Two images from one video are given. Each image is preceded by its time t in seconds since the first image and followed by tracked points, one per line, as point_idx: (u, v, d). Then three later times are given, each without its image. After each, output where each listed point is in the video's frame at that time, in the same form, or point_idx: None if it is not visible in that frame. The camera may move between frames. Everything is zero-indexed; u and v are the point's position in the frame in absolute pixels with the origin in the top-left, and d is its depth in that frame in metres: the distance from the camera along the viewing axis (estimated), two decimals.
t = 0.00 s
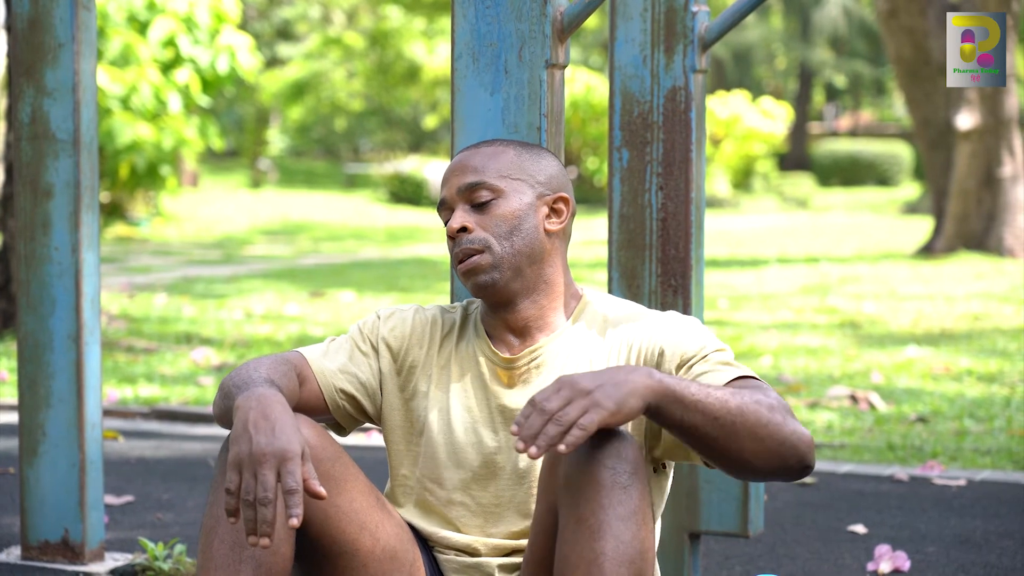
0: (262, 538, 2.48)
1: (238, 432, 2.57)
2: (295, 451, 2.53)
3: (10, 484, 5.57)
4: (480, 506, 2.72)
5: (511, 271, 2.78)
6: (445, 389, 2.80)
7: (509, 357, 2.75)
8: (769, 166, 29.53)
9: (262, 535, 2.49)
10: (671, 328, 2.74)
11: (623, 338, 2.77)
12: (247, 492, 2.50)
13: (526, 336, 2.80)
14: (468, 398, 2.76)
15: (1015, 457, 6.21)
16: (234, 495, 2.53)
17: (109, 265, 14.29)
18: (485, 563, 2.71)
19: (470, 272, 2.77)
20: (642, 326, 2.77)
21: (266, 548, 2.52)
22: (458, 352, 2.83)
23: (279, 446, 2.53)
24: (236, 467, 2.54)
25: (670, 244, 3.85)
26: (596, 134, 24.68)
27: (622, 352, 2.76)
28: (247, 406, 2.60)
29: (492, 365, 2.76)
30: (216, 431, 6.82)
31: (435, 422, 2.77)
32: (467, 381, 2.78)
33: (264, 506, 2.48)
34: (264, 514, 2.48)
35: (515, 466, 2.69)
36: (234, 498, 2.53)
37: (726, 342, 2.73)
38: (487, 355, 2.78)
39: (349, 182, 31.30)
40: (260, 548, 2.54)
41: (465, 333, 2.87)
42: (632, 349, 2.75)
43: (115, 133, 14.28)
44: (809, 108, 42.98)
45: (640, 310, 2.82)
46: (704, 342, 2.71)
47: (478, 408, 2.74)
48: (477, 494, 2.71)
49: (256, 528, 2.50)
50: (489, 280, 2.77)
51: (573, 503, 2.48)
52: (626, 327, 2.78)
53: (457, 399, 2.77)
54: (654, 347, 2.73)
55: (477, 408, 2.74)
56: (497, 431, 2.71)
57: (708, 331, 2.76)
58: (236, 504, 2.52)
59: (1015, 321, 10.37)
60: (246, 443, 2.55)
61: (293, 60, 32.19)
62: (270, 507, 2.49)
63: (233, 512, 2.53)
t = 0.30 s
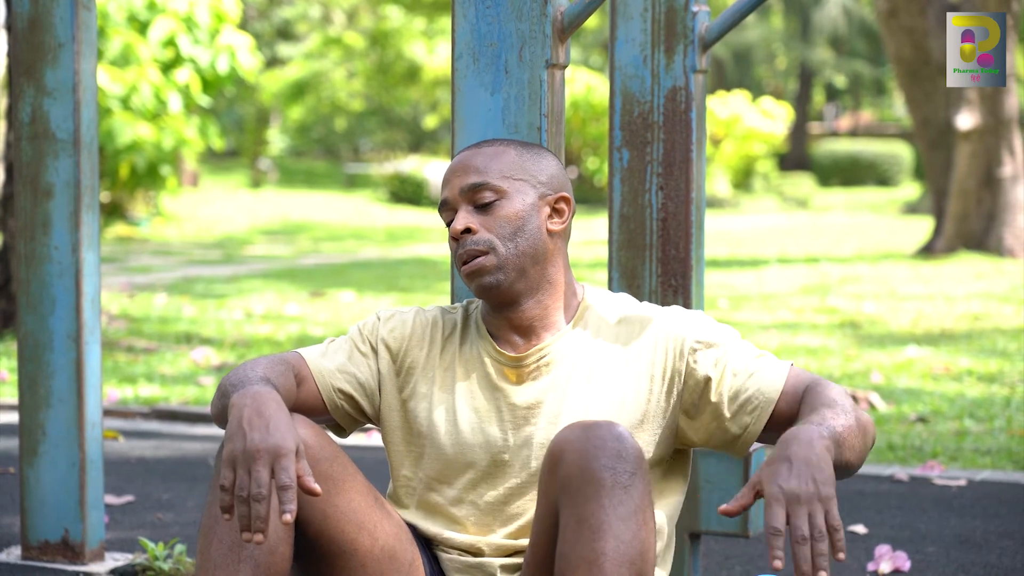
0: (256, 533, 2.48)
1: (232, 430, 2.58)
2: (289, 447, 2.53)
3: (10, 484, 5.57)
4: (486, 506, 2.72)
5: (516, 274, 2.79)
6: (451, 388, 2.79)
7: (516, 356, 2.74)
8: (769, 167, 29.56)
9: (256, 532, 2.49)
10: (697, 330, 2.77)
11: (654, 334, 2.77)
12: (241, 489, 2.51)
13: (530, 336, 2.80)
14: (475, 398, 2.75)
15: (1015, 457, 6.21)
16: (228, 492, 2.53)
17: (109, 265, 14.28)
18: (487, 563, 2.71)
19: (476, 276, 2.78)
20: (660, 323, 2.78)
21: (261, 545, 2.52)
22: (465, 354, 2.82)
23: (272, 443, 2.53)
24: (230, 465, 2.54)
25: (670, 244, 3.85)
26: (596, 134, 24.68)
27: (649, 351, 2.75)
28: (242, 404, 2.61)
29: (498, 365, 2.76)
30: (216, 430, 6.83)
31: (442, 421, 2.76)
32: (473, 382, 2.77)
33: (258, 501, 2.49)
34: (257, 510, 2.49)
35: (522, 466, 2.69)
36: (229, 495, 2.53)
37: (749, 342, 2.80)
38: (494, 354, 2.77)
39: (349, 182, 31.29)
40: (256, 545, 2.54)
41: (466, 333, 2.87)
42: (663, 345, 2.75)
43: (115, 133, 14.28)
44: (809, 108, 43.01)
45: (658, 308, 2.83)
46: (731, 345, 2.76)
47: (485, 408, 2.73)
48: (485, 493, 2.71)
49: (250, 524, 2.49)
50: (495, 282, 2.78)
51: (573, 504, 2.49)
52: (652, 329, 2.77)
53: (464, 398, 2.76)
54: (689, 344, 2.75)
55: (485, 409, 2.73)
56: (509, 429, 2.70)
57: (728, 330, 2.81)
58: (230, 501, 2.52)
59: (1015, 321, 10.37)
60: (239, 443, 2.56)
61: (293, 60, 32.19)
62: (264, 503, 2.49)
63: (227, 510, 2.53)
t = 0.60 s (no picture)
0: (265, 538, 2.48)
1: (243, 431, 2.57)
2: (299, 450, 2.53)
3: (10, 484, 5.56)
4: (492, 503, 2.73)
5: (547, 283, 2.82)
6: (459, 386, 2.80)
7: (530, 355, 2.76)
8: (769, 166, 29.59)
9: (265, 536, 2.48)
10: (706, 343, 2.81)
11: (666, 344, 2.80)
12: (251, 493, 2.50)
13: (543, 336, 2.82)
14: (485, 397, 2.76)
15: (1014, 457, 6.21)
16: (238, 494, 2.52)
17: (109, 264, 14.26)
18: (490, 562, 2.71)
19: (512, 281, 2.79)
20: (669, 334, 2.81)
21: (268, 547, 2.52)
22: (473, 351, 2.83)
23: (284, 445, 2.53)
24: (240, 466, 2.54)
25: (670, 243, 3.85)
26: (596, 134, 24.68)
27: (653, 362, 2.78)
28: (252, 405, 2.61)
29: (512, 364, 2.77)
30: (217, 430, 6.82)
31: (450, 419, 2.77)
32: (482, 382, 2.78)
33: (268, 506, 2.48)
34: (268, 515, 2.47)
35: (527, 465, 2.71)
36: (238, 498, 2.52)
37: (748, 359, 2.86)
38: (507, 353, 2.78)
39: (349, 182, 31.26)
40: (262, 546, 2.53)
41: (473, 329, 2.87)
42: (671, 355, 2.78)
43: (114, 133, 14.28)
44: (809, 108, 43.01)
45: (664, 317, 2.87)
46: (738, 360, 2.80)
47: (494, 406, 2.74)
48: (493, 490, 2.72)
49: (258, 527, 2.49)
50: (527, 289, 2.80)
51: (576, 503, 2.49)
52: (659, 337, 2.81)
53: (472, 396, 2.77)
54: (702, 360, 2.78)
55: (494, 406, 2.74)
56: (517, 427, 2.72)
57: (732, 345, 2.85)
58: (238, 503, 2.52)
59: (1014, 320, 10.37)
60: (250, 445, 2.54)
61: (292, 60, 32.18)
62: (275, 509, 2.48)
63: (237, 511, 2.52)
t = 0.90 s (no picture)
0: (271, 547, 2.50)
1: (248, 438, 2.56)
2: (307, 460, 2.52)
3: (9, 482, 5.56)
4: (496, 500, 2.73)
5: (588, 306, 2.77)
6: (467, 383, 2.79)
7: (540, 351, 2.75)
8: (768, 164, 29.60)
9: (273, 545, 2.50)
10: (710, 347, 2.81)
11: (671, 345, 2.79)
12: (258, 501, 2.51)
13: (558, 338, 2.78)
14: (493, 397, 2.75)
15: (1014, 456, 6.21)
16: (243, 502, 2.52)
17: (109, 263, 14.26)
18: (491, 561, 2.71)
19: (568, 311, 2.71)
20: (674, 336, 2.81)
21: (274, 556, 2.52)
22: (480, 347, 2.82)
23: (287, 455, 2.51)
24: (246, 475, 2.53)
25: (670, 242, 3.85)
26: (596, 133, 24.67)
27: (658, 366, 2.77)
28: (258, 412, 2.58)
29: (519, 364, 2.76)
30: (217, 429, 6.81)
31: (457, 415, 2.76)
32: (491, 381, 2.78)
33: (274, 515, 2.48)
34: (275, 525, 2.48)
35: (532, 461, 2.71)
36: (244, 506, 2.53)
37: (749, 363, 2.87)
38: (517, 350, 2.76)
39: (348, 181, 31.26)
40: (267, 554, 2.53)
41: (479, 325, 2.85)
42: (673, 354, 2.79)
43: (114, 131, 14.28)
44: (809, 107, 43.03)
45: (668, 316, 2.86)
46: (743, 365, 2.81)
47: (502, 403, 2.74)
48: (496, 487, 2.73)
49: (265, 537, 2.50)
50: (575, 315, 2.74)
51: (576, 502, 2.49)
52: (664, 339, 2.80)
53: (481, 396, 2.76)
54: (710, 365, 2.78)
55: (503, 401, 2.74)
56: (524, 424, 2.72)
57: (733, 346, 2.86)
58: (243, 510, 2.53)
59: (1014, 320, 10.36)
60: (255, 452, 2.53)
61: (292, 58, 32.20)
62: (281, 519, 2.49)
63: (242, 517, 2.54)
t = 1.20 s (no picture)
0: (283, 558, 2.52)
1: (262, 446, 2.56)
2: (321, 472, 2.54)
3: (9, 482, 5.56)
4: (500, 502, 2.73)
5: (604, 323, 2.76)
6: (476, 381, 2.78)
7: (551, 353, 2.74)
8: (767, 165, 29.64)
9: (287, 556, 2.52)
10: (717, 366, 2.80)
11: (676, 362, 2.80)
12: (271, 511, 2.52)
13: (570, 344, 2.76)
14: (500, 398, 2.75)
15: (1013, 456, 6.21)
16: (256, 511, 2.54)
17: (107, 263, 14.27)
18: (490, 562, 2.71)
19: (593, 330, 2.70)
20: (683, 350, 2.80)
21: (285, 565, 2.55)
22: (491, 342, 2.81)
23: (300, 466, 2.53)
24: (259, 485, 2.54)
25: (669, 242, 3.86)
26: (595, 133, 24.68)
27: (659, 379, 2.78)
28: (274, 421, 2.59)
29: (530, 367, 2.75)
30: (216, 429, 6.81)
31: (463, 413, 2.76)
32: (499, 379, 2.77)
33: (288, 528, 2.50)
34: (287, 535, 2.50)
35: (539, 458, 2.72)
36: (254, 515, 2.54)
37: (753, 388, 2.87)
38: (527, 350, 2.76)
39: (347, 181, 31.29)
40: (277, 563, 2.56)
41: (489, 321, 2.84)
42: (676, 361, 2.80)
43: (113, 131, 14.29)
44: (808, 107, 43.06)
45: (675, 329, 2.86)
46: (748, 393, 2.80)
47: (508, 403, 2.74)
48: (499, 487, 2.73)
49: (277, 546, 2.52)
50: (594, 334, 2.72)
51: (575, 503, 2.49)
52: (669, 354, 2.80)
53: (488, 396, 2.76)
54: (714, 385, 2.78)
55: (509, 400, 2.74)
56: (533, 426, 2.73)
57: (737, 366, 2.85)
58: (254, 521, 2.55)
59: (1013, 320, 10.36)
60: (268, 462, 2.54)
61: (291, 59, 32.23)
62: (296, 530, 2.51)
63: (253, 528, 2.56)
